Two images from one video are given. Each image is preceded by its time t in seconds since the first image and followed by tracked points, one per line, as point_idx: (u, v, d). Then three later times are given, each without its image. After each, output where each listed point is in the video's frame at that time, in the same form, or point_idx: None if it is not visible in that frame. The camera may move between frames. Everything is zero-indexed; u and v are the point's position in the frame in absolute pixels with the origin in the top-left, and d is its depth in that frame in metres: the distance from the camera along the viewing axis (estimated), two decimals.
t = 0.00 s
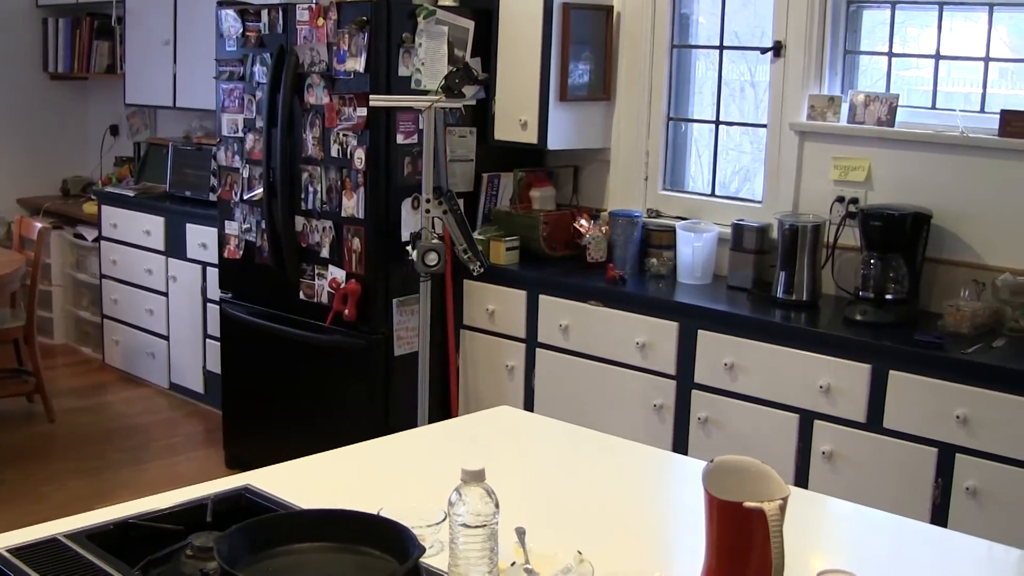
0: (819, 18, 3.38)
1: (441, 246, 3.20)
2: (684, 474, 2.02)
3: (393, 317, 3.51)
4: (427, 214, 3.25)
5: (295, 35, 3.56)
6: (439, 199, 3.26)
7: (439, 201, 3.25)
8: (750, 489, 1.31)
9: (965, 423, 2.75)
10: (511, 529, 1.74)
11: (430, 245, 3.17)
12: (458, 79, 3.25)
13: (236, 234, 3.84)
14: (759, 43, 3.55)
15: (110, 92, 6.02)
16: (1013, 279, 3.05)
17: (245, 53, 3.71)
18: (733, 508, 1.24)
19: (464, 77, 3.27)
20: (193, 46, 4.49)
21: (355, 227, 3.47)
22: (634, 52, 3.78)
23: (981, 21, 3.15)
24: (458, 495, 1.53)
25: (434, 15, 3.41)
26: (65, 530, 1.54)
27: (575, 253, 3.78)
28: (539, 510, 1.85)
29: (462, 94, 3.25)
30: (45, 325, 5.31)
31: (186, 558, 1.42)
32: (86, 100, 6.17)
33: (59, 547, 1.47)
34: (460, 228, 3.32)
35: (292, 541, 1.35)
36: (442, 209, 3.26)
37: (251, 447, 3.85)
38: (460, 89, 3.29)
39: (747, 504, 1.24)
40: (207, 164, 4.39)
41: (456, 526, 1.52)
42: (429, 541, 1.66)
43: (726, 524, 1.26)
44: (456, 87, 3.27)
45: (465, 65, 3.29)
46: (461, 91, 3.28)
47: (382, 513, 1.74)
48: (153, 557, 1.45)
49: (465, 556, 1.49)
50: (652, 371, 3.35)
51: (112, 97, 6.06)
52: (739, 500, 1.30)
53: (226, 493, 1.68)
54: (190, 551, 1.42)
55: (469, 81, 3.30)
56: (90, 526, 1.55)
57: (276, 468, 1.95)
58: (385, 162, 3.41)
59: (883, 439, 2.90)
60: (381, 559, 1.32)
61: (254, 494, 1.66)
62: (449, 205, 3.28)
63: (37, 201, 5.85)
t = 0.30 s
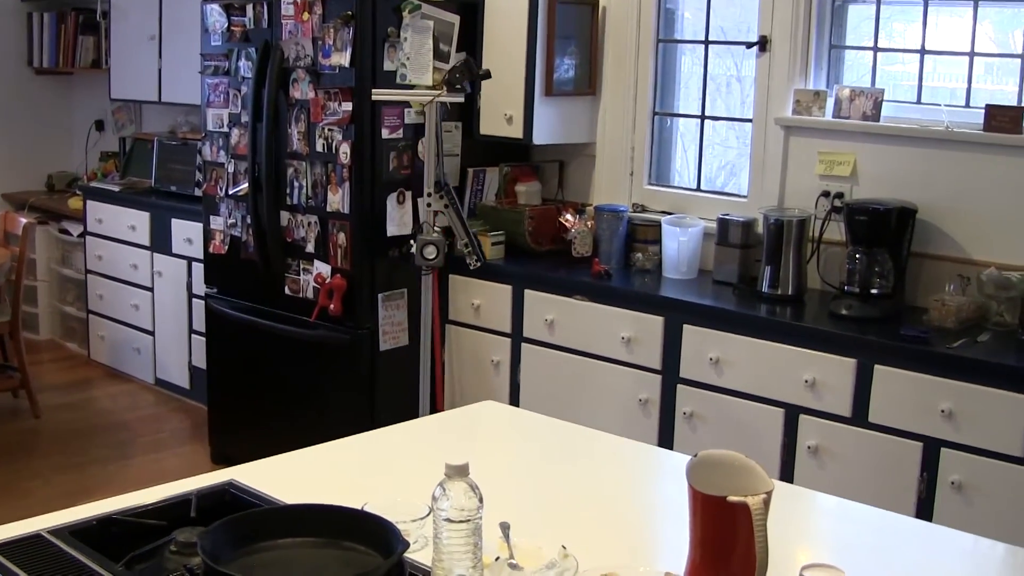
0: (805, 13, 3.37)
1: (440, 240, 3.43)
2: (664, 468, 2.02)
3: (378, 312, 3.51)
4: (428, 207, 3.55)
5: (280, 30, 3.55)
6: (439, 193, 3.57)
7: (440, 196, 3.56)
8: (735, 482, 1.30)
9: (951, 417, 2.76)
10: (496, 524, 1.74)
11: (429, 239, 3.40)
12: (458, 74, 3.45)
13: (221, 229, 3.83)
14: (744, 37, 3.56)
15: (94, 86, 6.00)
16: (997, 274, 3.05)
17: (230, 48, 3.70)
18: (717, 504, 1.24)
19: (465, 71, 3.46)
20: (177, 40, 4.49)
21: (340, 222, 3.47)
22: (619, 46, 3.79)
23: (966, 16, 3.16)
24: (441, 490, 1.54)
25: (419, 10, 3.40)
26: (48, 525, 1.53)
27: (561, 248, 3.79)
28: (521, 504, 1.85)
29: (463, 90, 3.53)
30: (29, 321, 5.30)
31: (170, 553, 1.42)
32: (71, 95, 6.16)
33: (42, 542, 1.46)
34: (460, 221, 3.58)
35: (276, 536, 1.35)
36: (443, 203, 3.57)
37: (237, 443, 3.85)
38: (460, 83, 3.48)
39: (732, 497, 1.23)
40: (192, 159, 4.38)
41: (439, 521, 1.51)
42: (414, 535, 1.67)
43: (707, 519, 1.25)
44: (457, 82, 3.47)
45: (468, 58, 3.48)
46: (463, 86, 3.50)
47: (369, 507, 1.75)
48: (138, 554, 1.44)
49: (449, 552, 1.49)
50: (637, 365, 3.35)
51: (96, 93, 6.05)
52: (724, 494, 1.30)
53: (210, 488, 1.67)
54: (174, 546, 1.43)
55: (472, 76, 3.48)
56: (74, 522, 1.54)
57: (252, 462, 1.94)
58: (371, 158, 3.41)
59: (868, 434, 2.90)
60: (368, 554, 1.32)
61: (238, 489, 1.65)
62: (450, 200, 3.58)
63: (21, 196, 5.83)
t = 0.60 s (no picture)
0: (787, 4, 3.37)
1: (441, 237, 3.46)
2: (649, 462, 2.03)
3: (367, 312, 3.51)
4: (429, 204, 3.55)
5: (264, 31, 3.55)
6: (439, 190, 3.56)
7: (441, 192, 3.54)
8: (722, 475, 1.30)
9: (940, 406, 2.76)
10: (481, 521, 1.74)
11: (428, 236, 3.45)
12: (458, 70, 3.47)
13: (208, 231, 3.84)
14: (728, 30, 3.55)
15: (79, 90, 6.01)
16: (985, 261, 3.06)
17: (214, 50, 3.71)
18: (705, 497, 1.23)
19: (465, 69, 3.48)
20: (161, 43, 4.49)
21: (327, 222, 3.47)
22: (603, 42, 3.79)
23: (949, 4, 3.16)
24: (429, 488, 1.54)
25: (402, 8, 3.38)
26: (37, 532, 1.53)
27: (549, 244, 3.80)
28: (505, 499, 1.85)
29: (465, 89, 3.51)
30: (19, 326, 5.30)
31: (158, 556, 1.42)
32: (56, 100, 6.16)
33: (31, 548, 1.46)
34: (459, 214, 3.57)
35: (265, 536, 1.35)
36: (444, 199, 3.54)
37: (230, 444, 3.85)
38: (460, 80, 3.49)
39: (718, 490, 1.23)
40: (178, 161, 4.39)
41: (427, 520, 1.51)
42: (401, 534, 1.67)
43: (694, 511, 1.25)
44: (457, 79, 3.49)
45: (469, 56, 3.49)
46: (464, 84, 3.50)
47: (354, 507, 1.75)
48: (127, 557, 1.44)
49: (437, 550, 1.49)
50: (627, 360, 3.35)
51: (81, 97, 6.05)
52: (711, 487, 1.29)
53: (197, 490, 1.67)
54: (163, 549, 1.43)
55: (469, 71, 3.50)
56: (62, 527, 1.54)
57: (234, 464, 1.94)
58: (356, 157, 3.40)
59: (857, 424, 2.91)
60: (357, 554, 1.32)
61: (225, 491, 1.65)
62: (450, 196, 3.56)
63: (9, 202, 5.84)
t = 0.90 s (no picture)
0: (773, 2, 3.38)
1: (441, 237, 3.42)
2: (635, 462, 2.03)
3: (356, 313, 3.51)
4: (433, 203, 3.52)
5: (251, 32, 3.56)
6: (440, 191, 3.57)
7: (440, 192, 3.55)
8: (705, 474, 1.30)
9: (928, 403, 2.77)
10: (467, 522, 1.75)
11: (430, 236, 3.41)
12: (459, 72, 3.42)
13: (196, 233, 3.85)
14: (716, 29, 3.56)
15: (67, 93, 6.01)
16: (971, 259, 3.06)
17: (202, 51, 3.71)
18: (688, 496, 1.24)
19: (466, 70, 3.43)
20: (149, 45, 4.50)
21: (315, 223, 3.48)
22: (590, 41, 3.79)
23: (934, 2, 3.17)
24: (413, 489, 1.54)
25: (389, 9, 3.35)
26: (24, 535, 1.53)
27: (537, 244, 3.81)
28: (490, 499, 1.86)
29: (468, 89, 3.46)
30: (9, 329, 5.31)
31: (145, 560, 1.40)
32: (43, 102, 6.16)
33: (18, 551, 1.46)
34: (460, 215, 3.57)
35: (250, 538, 1.35)
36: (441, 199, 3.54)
37: (221, 446, 3.86)
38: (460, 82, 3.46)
39: (700, 491, 1.23)
40: (167, 163, 4.40)
41: (411, 520, 1.51)
42: (387, 535, 1.68)
43: (676, 511, 1.25)
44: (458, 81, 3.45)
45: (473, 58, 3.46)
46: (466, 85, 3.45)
47: (340, 508, 1.75)
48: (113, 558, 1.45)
49: (422, 551, 1.49)
50: (616, 359, 3.36)
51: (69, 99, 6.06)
52: (694, 486, 1.29)
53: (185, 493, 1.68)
54: (149, 552, 1.41)
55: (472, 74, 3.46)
56: (50, 531, 1.54)
57: (218, 468, 1.95)
58: (344, 158, 3.41)
59: (845, 422, 2.92)
60: (342, 555, 1.32)
61: (212, 494, 1.66)
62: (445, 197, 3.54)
63: None
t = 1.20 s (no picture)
0: (756, 5, 3.40)
1: (437, 239, 3.32)
2: (612, 466, 2.04)
3: (339, 316, 3.52)
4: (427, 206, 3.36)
5: (235, 36, 3.56)
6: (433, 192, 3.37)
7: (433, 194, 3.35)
8: (682, 476, 1.31)
9: (909, 405, 2.78)
10: (447, 525, 1.75)
11: (426, 238, 3.31)
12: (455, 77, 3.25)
13: (181, 236, 3.85)
14: (700, 33, 3.57)
15: (51, 95, 6.01)
16: (952, 262, 3.08)
17: (186, 54, 3.71)
18: (665, 499, 1.24)
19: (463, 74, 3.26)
20: (133, 49, 4.50)
21: (299, 226, 3.48)
22: (575, 44, 3.80)
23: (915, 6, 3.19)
24: (392, 493, 1.54)
25: (373, 12, 3.40)
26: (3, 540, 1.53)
27: (522, 247, 3.82)
28: (469, 503, 1.86)
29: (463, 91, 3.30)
30: None
31: (124, 563, 1.42)
32: (27, 105, 6.16)
33: None
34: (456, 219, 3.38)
35: (231, 543, 1.34)
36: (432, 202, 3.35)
37: (205, 448, 3.86)
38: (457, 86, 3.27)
39: (677, 493, 1.23)
40: (151, 166, 4.40)
41: (391, 524, 1.51)
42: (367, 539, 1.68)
43: (653, 514, 1.25)
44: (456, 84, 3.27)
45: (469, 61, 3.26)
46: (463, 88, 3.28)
47: (320, 512, 1.76)
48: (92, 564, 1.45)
49: (401, 556, 1.49)
50: (599, 362, 3.37)
51: (53, 102, 6.05)
52: (670, 489, 1.30)
53: (166, 497, 1.66)
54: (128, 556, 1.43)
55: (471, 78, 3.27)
56: (29, 535, 1.53)
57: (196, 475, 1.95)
58: (328, 161, 3.41)
59: (827, 424, 2.93)
60: (322, 559, 1.32)
61: (194, 498, 1.65)
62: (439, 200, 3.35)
63: None
